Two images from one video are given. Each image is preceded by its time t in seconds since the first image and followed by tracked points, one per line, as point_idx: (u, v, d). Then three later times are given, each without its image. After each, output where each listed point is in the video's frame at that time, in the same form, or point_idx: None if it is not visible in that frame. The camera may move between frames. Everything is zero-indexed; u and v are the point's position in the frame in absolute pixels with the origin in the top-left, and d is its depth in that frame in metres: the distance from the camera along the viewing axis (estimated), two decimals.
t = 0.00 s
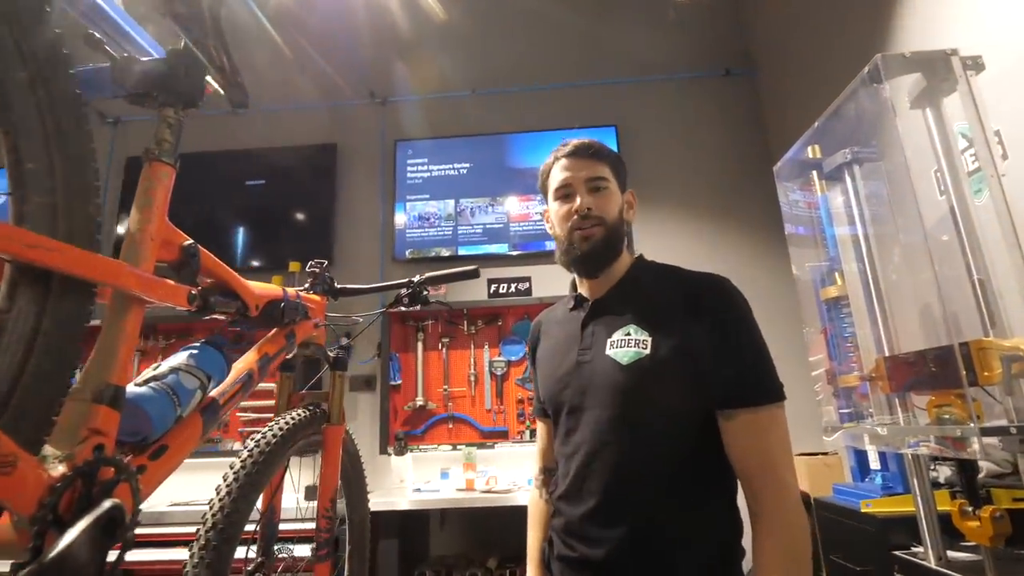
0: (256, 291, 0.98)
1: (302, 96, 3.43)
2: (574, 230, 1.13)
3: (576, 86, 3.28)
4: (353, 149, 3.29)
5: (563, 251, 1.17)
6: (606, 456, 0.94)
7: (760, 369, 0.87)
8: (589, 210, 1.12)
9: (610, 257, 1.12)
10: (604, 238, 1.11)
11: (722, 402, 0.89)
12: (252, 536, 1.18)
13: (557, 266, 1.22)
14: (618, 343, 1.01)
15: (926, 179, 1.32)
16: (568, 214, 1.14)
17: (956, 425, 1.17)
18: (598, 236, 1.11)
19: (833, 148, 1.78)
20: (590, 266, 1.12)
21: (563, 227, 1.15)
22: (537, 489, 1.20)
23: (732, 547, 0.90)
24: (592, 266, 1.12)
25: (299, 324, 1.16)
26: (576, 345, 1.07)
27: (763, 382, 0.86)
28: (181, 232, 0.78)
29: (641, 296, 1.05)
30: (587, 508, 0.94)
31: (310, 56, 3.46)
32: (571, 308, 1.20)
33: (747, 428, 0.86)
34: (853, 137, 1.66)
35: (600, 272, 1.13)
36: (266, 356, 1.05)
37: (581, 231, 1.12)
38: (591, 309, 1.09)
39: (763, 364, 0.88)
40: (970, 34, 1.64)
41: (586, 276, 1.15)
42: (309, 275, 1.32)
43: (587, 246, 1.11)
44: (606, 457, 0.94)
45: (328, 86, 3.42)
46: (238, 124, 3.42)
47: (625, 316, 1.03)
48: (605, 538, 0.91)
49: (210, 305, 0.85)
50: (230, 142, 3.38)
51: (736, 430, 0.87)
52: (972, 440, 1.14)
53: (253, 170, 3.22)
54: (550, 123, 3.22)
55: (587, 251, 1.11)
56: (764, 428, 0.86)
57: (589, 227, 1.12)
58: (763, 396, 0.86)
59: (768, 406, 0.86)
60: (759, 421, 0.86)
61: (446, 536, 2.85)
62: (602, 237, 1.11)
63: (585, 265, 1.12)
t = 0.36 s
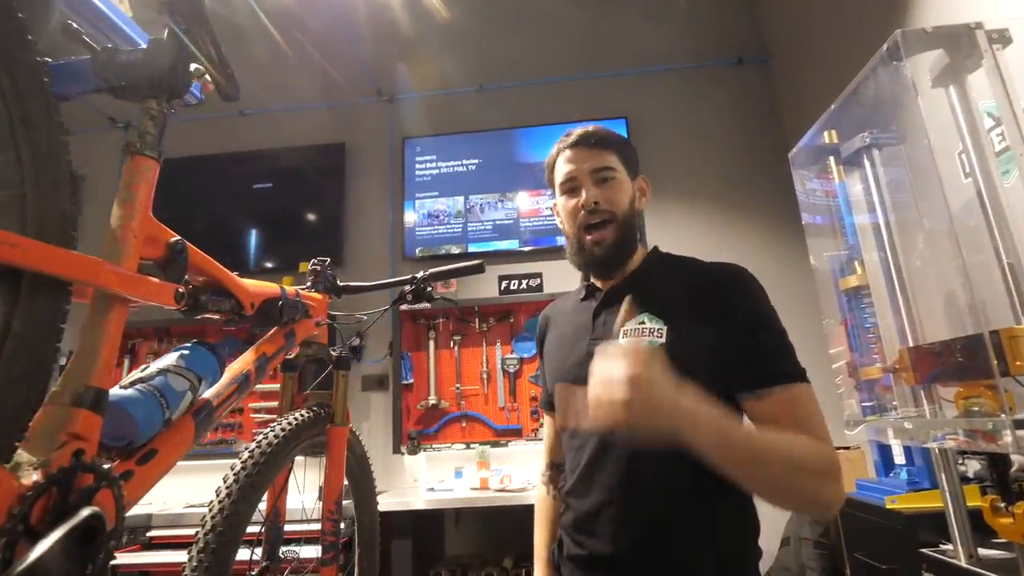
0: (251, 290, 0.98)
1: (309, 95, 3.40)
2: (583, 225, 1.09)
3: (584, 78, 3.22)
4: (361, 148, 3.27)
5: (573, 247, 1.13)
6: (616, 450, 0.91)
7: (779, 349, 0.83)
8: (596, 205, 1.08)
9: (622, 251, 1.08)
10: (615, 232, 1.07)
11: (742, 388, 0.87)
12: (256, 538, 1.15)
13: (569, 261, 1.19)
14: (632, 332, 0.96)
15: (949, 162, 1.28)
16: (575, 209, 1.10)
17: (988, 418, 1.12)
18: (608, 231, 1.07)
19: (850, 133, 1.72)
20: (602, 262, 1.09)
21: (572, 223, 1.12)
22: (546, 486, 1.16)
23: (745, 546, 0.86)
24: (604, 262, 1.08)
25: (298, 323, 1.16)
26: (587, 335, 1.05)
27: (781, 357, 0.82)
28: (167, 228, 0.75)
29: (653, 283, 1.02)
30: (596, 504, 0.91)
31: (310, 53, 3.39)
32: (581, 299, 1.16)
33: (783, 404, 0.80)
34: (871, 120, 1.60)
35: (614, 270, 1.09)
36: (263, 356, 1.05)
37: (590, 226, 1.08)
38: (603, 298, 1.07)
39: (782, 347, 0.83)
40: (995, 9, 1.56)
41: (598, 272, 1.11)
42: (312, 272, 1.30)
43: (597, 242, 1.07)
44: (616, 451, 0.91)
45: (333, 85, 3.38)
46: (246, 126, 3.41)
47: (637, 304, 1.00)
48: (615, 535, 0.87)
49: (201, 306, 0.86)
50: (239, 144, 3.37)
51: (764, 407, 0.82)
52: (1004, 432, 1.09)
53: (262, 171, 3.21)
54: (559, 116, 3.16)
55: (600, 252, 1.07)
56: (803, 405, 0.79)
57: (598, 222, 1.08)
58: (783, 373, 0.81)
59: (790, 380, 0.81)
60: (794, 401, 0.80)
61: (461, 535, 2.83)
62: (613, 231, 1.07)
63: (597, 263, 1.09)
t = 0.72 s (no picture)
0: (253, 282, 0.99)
1: (316, 91, 3.39)
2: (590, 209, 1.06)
3: (593, 68, 3.17)
4: (370, 143, 3.25)
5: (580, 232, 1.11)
6: (625, 442, 0.89)
7: (785, 334, 0.82)
8: (605, 189, 1.05)
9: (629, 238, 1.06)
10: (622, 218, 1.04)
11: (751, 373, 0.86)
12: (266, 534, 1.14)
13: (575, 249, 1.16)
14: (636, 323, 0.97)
15: (972, 143, 1.24)
16: (583, 194, 1.08)
17: (1013, 406, 1.08)
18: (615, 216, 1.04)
19: (865, 116, 1.67)
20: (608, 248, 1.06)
21: (580, 208, 1.09)
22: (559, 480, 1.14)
23: (761, 541, 0.83)
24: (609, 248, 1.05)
25: (305, 316, 1.17)
26: (594, 327, 1.03)
27: (782, 341, 0.80)
28: (165, 219, 0.78)
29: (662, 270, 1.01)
30: (605, 497, 0.89)
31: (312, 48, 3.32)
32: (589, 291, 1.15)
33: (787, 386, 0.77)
34: (888, 102, 1.55)
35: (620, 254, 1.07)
36: (270, 350, 1.05)
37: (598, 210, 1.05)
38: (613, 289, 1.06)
39: (786, 332, 0.82)
40: None
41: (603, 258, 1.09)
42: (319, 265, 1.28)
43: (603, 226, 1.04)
44: (626, 442, 0.89)
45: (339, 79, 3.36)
46: (256, 123, 3.41)
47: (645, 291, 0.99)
48: (625, 529, 0.86)
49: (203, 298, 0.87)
50: (250, 142, 3.38)
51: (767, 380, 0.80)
52: None
53: (271, 168, 3.21)
54: (568, 107, 3.13)
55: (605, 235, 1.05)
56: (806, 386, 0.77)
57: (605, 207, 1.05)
58: (785, 349, 0.80)
59: (789, 357, 0.80)
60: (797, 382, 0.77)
61: (475, 530, 2.82)
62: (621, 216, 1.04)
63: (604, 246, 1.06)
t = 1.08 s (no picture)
0: (248, 277, 0.99)
1: (319, 87, 3.37)
2: (589, 194, 1.05)
3: (597, 60, 3.14)
4: (373, 140, 3.24)
5: (579, 219, 1.09)
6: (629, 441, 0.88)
7: (801, 338, 0.77)
8: (603, 172, 1.04)
9: (628, 224, 1.04)
10: (621, 203, 1.03)
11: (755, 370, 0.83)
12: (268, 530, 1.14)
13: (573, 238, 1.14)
14: (637, 316, 0.94)
15: (983, 129, 1.20)
16: (582, 179, 1.06)
17: None
18: (614, 200, 1.02)
19: (874, 104, 1.64)
20: (606, 233, 1.04)
21: (578, 194, 1.07)
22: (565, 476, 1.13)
23: (768, 537, 0.82)
24: (608, 233, 1.03)
25: (305, 312, 1.16)
26: (594, 323, 1.01)
27: (800, 346, 0.76)
28: (159, 215, 0.79)
29: (664, 262, 0.99)
30: (609, 493, 0.88)
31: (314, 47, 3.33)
32: (589, 283, 1.13)
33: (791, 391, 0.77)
34: (897, 89, 1.52)
35: (615, 239, 1.05)
36: (268, 346, 1.05)
37: (597, 195, 1.04)
38: (609, 283, 1.03)
39: (800, 334, 0.77)
40: None
41: (602, 244, 1.07)
42: (320, 260, 1.27)
43: (602, 210, 1.02)
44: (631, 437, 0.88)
45: (341, 75, 3.34)
46: (259, 120, 3.40)
47: (649, 284, 0.97)
48: (629, 525, 0.84)
49: (199, 295, 0.87)
50: (254, 139, 3.37)
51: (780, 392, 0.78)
52: None
53: (275, 165, 3.21)
54: (572, 100, 3.10)
55: (602, 216, 1.02)
56: (811, 389, 0.76)
57: (605, 190, 1.03)
58: (802, 358, 0.76)
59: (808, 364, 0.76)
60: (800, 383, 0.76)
61: (483, 525, 2.82)
62: (620, 200, 1.03)
63: (600, 230, 1.03)
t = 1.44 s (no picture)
0: (235, 279, 0.98)
1: (313, 87, 3.36)
2: (573, 198, 1.04)
3: (592, 58, 3.13)
4: (368, 139, 3.23)
5: (565, 223, 1.08)
6: (618, 446, 0.88)
7: (790, 346, 0.77)
8: (588, 175, 1.03)
9: (615, 225, 1.03)
10: (607, 204, 1.02)
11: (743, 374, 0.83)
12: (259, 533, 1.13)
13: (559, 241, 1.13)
14: (626, 320, 0.94)
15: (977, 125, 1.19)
16: (566, 182, 1.05)
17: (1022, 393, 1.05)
18: (600, 203, 1.02)
19: (867, 100, 1.64)
20: (594, 236, 1.03)
21: (563, 198, 1.06)
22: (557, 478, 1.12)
23: (757, 538, 0.82)
24: (595, 236, 1.02)
25: (293, 313, 1.16)
26: (584, 326, 1.01)
27: (791, 354, 0.77)
28: (139, 215, 0.78)
29: (651, 263, 0.98)
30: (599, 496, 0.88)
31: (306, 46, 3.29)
32: (578, 286, 1.12)
33: (775, 399, 0.78)
34: (890, 86, 1.51)
35: (603, 240, 1.04)
36: (256, 349, 1.04)
37: (582, 198, 1.03)
38: (598, 285, 1.03)
39: (788, 341, 0.78)
40: None
41: (590, 247, 1.06)
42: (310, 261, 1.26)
43: (588, 214, 1.02)
44: (621, 440, 0.88)
45: (336, 75, 3.32)
46: (254, 120, 3.38)
47: (636, 287, 0.96)
48: (622, 534, 0.85)
49: (182, 296, 0.87)
50: (248, 138, 3.35)
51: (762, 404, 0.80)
52: None
53: (269, 165, 3.19)
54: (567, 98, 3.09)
55: (590, 218, 1.01)
56: (799, 398, 0.77)
57: (590, 193, 1.02)
58: (794, 367, 0.77)
59: (799, 373, 0.77)
60: (790, 390, 0.78)
61: (480, 525, 2.80)
62: (606, 202, 1.02)
63: (588, 232, 1.02)
